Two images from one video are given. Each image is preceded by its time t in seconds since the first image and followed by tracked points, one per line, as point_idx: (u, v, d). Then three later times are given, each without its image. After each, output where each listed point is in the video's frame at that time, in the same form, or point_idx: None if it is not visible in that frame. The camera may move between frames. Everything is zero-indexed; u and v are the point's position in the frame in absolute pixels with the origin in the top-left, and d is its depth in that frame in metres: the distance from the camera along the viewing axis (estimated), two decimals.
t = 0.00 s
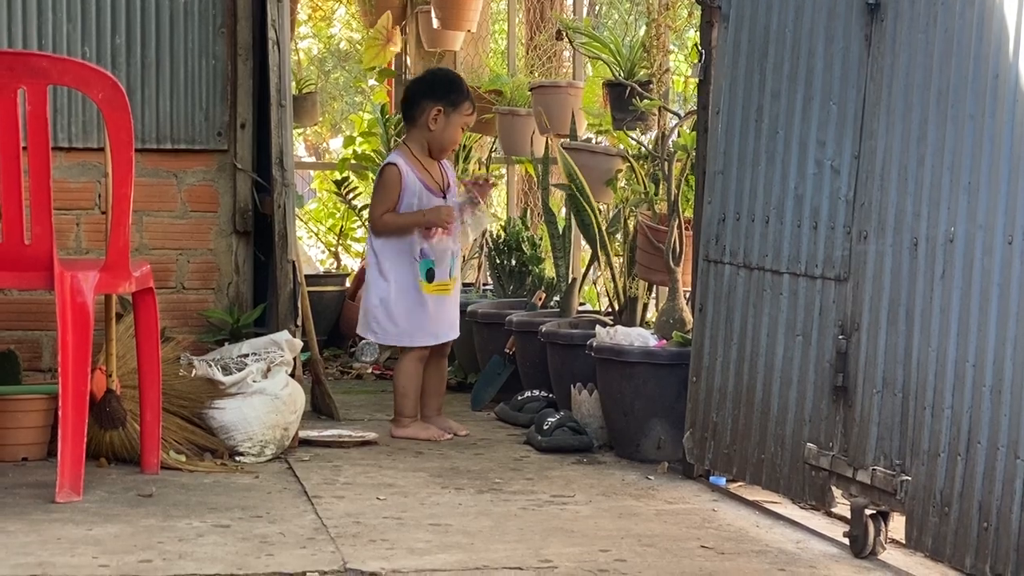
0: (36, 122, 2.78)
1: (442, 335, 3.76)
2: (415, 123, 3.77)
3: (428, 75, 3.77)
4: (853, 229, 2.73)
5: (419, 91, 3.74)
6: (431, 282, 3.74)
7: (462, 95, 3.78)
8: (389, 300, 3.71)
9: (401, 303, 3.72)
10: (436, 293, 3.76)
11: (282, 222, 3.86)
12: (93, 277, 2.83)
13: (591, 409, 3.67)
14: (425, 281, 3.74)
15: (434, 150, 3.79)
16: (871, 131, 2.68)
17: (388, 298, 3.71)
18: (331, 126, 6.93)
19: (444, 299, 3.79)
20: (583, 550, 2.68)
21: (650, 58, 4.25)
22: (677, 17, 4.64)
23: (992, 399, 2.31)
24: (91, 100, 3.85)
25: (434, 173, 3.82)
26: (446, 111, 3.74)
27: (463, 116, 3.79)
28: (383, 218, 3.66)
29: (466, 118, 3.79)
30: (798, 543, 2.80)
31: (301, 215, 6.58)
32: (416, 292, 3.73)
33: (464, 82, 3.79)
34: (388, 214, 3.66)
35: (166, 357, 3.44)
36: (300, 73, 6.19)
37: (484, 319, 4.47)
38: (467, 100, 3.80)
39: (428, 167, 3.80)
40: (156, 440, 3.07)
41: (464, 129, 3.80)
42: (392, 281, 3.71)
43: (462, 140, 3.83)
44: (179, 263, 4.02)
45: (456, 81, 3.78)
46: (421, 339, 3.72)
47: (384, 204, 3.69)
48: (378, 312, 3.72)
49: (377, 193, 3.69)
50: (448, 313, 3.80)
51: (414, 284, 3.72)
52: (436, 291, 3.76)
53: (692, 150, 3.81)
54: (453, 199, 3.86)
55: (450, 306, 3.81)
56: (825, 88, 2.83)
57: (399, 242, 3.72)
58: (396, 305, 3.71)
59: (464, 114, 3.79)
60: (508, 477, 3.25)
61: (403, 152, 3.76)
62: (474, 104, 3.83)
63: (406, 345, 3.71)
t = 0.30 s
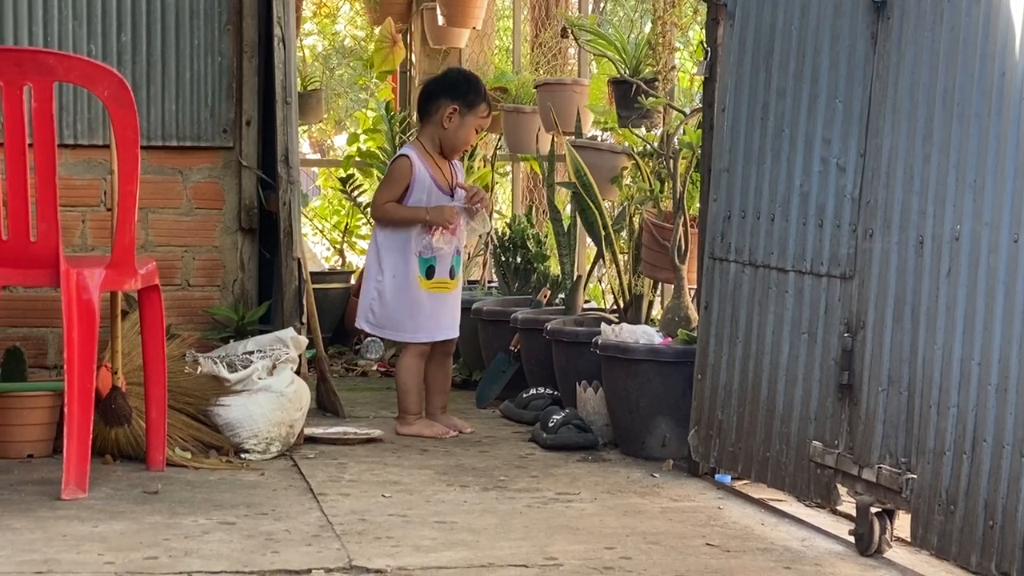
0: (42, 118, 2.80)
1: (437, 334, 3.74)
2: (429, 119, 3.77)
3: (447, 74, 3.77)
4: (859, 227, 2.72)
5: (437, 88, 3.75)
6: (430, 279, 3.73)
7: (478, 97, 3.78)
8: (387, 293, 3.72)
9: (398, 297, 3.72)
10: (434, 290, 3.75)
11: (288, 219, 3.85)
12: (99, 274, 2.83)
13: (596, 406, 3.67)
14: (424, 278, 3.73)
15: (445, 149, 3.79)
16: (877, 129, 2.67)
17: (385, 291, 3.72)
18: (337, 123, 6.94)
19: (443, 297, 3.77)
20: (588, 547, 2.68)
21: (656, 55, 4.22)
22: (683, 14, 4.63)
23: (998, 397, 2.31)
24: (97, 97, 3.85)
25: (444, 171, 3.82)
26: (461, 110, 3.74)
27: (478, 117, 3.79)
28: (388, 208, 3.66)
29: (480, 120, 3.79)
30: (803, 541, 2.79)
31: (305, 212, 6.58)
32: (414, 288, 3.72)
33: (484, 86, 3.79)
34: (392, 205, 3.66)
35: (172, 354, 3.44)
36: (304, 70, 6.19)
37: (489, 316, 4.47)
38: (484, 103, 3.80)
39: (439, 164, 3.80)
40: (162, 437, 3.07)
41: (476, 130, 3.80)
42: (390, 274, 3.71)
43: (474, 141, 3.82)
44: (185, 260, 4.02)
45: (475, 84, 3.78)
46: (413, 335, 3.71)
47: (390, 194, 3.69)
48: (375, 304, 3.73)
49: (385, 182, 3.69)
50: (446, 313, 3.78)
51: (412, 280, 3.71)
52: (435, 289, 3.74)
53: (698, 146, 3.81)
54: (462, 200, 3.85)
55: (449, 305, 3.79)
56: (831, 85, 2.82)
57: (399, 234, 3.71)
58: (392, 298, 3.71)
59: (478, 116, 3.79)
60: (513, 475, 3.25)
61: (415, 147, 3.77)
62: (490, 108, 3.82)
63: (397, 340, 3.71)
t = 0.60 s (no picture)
0: (46, 115, 2.80)
1: (441, 332, 3.75)
2: (431, 117, 3.78)
3: (449, 73, 3.77)
4: (862, 224, 2.72)
5: (440, 87, 3.75)
6: (434, 277, 3.74)
7: (480, 97, 3.78)
8: (393, 291, 3.71)
9: (404, 295, 3.71)
10: (438, 287, 3.76)
11: (291, 216, 3.85)
12: (103, 271, 2.84)
13: (599, 403, 3.67)
14: (428, 275, 3.73)
15: (446, 148, 3.79)
16: (881, 125, 2.67)
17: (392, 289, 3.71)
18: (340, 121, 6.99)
19: (445, 294, 3.78)
20: (591, 544, 2.69)
21: (658, 53, 4.20)
22: (686, 11, 4.63)
23: (1001, 394, 2.31)
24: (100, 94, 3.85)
25: (446, 169, 3.82)
26: (462, 110, 3.74)
27: (479, 117, 3.79)
28: (391, 207, 3.66)
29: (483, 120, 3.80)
30: (806, 538, 2.80)
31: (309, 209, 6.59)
32: (419, 286, 3.72)
33: (486, 86, 3.79)
34: (395, 204, 3.67)
35: (175, 350, 3.44)
36: (307, 67, 6.19)
37: (492, 313, 4.47)
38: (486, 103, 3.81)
39: (441, 162, 3.80)
40: (165, 434, 3.07)
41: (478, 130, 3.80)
42: (397, 272, 3.70)
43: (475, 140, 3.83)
44: (188, 257, 4.02)
45: (477, 84, 3.78)
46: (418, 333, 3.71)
47: (392, 192, 3.69)
48: (381, 302, 3.73)
49: (387, 180, 3.69)
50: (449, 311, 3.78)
51: (417, 278, 3.71)
52: (439, 286, 3.76)
53: (702, 144, 3.83)
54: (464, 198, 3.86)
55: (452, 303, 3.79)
56: (834, 83, 2.83)
57: (404, 232, 3.71)
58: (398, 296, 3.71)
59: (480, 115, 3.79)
60: (516, 472, 3.26)
61: (417, 145, 3.76)
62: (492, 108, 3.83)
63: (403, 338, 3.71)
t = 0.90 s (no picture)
0: (51, 112, 2.80)
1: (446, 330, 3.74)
2: (434, 114, 3.78)
3: (453, 70, 3.76)
4: (868, 221, 2.72)
5: (443, 84, 3.75)
6: (438, 274, 3.74)
7: (484, 94, 3.78)
8: (396, 289, 3.72)
9: (407, 292, 3.71)
10: (442, 284, 3.76)
11: (296, 213, 3.86)
12: (108, 268, 2.84)
13: (604, 400, 3.67)
14: (432, 272, 3.74)
15: (450, 145, 3.79)
16: (886, 121, 2.67)
17: (396, 285, 3.72)
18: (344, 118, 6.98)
19: (449, 291, 3.77)
20: (597, 541, 2.69)
21: (665, 50, 4.19)
22: (692, 8, 4.63)
23: (1007, 391, 2.30)
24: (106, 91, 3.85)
25: (449, 166, 3.82)
26: (465, 107, 3.75)
27: (483, 115, 3.79)
28: (394, 204, 3.66)
29: (486, 118, 3.80)
30: (811, 535, 2.80)
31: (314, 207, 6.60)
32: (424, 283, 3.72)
33: (490, 84, 3.79)
34: (399, 200, 3.67)
35: (180, 347, 3.44)
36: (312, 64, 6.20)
37: (497, 311, 4.48)
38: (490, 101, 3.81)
39: (445, 159, 3.81)
40: (170, 430, 3.08)
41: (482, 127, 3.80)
42: (400, 271, 3.71)
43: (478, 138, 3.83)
44: (194, 254, 4.02)
45: (482, 81, 3.78)
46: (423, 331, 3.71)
47: (395, 190, 3.69)
48: (385, 299, 3.73)
49: (390, 178, 3.69)
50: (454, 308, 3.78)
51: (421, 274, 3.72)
52: (443, 283, 3.76)
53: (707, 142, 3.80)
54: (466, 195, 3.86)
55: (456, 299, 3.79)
56: (840, 80, 2.82)
57: (406, 229, 3.71)
58: (402, 292, 3.71)
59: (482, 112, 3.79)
60: (521, 469, 3.26)
61: (421, 142, 3.77)
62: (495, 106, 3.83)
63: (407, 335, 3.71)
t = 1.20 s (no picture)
0: (56, 111, 2.80)
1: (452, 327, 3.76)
2: (436, 112, 3.78)
3: (454, 68, 3.76)
4: (872, 219, 2.72)
5: (446, 82, 3.75)
6: (443, 271, 3.75)
7: (487, 91, 3.77)
8: (403, 288, 3.71)
9: (414, 292, 3.71)
10: (447, 282, 3.76)
11: (302, 210, 3.85)
12: (113, 265, 2.85)
13: (609, 398, 3.67)
14: (437, 270, 3.74)
15: (453, 142, 3.79)
16: (892, 119, 2.67)
17: (402, 284, 3.71)
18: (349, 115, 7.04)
19: (454, 288, 3.78)
20: (601, 539, 2.69)
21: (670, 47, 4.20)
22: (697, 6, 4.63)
23: (1012, 390, 2.30)
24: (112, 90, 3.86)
25: (452, 163, 3.82)
26: (468, 105, 3.74)
27: (486, 113, 3.79)
28: (399, 203, 3.66)
29: (489, 115, 3.79)
30: (815, 532, 2.80)
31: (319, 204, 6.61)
32: (429, 281, 3.73)
33: (493, 81, 3.78)
34: (405, 199, 3.67)
35: (186, 345, 3.45)
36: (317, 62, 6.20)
37: (502, 308, 4.47)
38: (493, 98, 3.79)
39: (447, 156, 3.81)
40: (176, 428, 3.08)
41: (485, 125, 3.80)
42: (406, 270, 3.70)
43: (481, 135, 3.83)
44: (199, 252, 4.03)
45: (485, 79, 3.77)
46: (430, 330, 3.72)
47: (400, 189, 3.69)
48: (390, 298, 3.72)
49: (394, 178, 3.70)
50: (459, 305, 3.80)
51: (427, 273, 3.72)
52: (448, 281, 3.76)
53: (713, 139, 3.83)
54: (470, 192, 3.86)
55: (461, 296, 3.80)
56: (845, 78, 2.82)
57: (411, 227, 3.71)
58: (408, 291, 3.71)
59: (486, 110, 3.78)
60: (526, 466, 3.26)
61: (423, 140, 3.77)
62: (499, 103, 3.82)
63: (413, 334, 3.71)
